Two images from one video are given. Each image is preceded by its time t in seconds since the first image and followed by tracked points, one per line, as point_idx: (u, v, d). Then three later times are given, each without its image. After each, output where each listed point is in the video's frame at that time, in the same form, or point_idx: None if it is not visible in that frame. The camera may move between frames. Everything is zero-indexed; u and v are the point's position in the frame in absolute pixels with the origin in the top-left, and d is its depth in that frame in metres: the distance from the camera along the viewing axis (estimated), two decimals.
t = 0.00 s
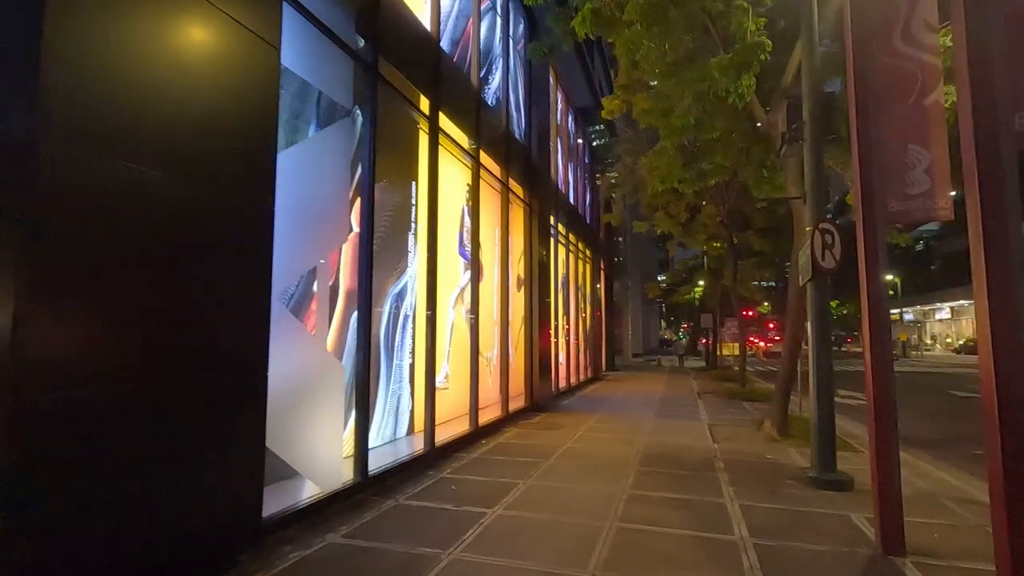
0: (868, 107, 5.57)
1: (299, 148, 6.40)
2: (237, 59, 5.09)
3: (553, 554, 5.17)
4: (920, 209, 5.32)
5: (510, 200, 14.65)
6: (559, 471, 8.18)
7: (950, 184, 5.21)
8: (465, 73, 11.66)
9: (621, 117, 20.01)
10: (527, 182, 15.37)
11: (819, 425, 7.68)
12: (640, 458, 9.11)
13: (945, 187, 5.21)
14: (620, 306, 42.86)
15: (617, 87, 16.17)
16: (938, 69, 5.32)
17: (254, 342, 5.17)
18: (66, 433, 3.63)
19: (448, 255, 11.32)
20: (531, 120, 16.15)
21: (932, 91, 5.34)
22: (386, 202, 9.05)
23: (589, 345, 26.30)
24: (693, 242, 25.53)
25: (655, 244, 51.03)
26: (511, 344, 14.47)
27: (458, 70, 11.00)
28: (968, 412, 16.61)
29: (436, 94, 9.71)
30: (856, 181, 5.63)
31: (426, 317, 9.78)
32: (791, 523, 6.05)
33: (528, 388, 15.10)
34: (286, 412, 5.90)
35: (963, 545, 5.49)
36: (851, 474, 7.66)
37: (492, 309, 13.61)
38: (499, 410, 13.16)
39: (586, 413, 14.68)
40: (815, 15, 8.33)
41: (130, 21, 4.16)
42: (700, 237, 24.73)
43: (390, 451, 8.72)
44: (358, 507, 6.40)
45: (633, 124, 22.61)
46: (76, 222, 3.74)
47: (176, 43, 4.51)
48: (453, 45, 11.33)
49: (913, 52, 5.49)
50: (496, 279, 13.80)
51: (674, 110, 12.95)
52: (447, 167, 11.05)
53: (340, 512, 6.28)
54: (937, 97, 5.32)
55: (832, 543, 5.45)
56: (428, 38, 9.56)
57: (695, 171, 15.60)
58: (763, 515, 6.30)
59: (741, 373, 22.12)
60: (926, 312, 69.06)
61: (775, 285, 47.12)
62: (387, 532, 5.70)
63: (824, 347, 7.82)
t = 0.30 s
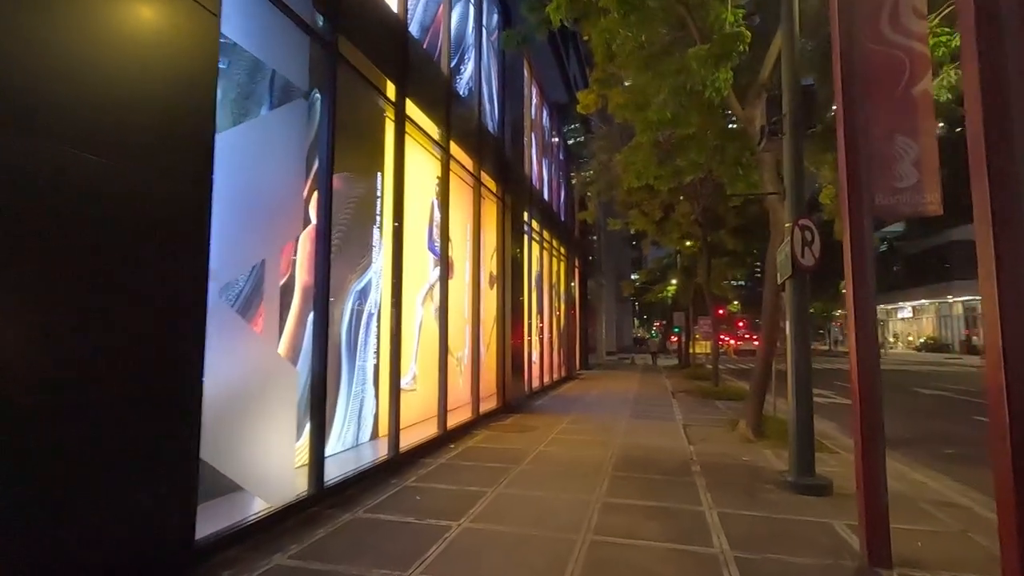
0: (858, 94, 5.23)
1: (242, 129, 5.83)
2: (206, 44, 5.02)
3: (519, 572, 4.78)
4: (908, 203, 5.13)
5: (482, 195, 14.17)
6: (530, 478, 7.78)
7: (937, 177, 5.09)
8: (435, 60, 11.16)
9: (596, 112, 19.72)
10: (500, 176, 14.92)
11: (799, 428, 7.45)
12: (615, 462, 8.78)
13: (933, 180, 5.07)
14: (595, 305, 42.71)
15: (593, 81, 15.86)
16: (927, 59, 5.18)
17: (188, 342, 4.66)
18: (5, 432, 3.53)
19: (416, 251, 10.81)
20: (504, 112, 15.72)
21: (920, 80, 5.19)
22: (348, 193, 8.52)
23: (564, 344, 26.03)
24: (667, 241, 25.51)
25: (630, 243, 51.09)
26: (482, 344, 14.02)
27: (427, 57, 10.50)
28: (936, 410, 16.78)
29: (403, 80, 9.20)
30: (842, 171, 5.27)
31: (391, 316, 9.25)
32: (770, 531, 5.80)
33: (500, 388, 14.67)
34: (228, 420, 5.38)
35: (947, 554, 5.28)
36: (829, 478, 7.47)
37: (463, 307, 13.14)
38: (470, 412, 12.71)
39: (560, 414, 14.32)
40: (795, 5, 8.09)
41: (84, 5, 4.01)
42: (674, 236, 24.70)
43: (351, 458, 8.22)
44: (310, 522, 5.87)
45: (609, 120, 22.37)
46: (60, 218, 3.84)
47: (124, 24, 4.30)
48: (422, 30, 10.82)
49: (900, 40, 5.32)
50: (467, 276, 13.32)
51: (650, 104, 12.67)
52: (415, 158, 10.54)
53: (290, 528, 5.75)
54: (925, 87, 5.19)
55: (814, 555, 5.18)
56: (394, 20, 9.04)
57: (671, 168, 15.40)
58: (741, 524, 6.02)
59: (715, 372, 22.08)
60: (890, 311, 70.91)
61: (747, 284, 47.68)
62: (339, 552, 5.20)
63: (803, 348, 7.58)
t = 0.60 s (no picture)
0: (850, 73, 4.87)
1: (178, 101, 5.25)
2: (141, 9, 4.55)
3: None
4: (902, 188, 4.78)
5: (456, 186, 13.67)
6: (502, 482, 7.34)
7: (933, 160, 4.73)
8: (406, 42, 10.60)
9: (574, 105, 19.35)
10: (475, 167, 14.43)
11: (781, 427, 7.15)
12: (592, 463, 8.39)
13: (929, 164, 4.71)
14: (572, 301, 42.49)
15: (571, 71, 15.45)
16: (921, 35, 4.84)
17: (101, 340, 4.08)
18: None
19: (385, 243, 10.29)
20: (480, 101, 15.22)
21: (915, 58, 4.83)
22: (308, 179, 7.96)
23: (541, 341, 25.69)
24: (645, 237, 25.36)
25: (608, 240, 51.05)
26: (456, 341, 13.53)
27: (397, 37, 9.94)
28: (910, 407, 16.88)
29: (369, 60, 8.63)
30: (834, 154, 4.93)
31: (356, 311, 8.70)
32: (754, 538, 5.47)
33: (474, 387, 14.20)
34: (165, 423, 4.91)
35: (939, 560, 5.00)
36: (812, 478, 7.20)
37: (436, 303, 12.64)
38: (441, 412, 12.23)
39: (535, 412, 13.93)
40: None
41: None
42: (652, 232, 24.56)
43: (311, 462, 7.71)
44: (258, 537, 5.33)
45: (587, 114, 22.03)
46: None
47: None
48: (392, 10, 10.25)
49: (895, 15, 4.98)
50: (440, 270, 12.82)
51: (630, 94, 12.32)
52: (383, 145, 9.99)
53: (235, 543, 5.20)
54: (920, 65, 4.83)
55: (803, 565, 4.84)
56: None
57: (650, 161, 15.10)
58: (725, 531, 5.66)
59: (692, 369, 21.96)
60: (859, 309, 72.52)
61: (722, 282, 48.07)
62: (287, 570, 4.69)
63: (786, 344, 7.28)
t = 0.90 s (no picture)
0: (854, 53, 4.50)
1: (109, 71, 4.68)
2: None
3: None
4: (904, 178, 4.47)
5: (431, 178, 13.14)
6: (477, 491, 6.90)
7: (938, 149, 4.42)
8: (379, 25, 10.03)
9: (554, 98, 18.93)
10: (451, 159, 13.92)
11: (770, 432, 6.85)
12: (572, 468, 8.03)
13: (934, 153, 4.40)
14: (551, 298, 42.21)
15: (552, 61, 15.04)
16: (926, 17, 4.55)
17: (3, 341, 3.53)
18: None
19: (356, 236, 9.74)
20: (457, 90, 14.69)
21: (919, 40, 4.54)
22: (270, 166, 7.40)
23: (519, 338, 25.30)
24: (625, 233, 25.15)
25: (587, 236, 50.94)
26: (431, 339, 13.03)
27: (368, 19, 9.38)
28: (887, 404, 16.93)
29: (336, 39, 8.08)
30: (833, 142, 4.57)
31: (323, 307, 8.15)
32: (746, 552, 5.14)
33: (450, 387, 13.71)
34: (88, 437, 4.36)
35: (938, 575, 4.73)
36: (801, 483, 6.92)
37: (410, 299, 12.13)
38: (415, 413, 11.74)
39: (514, 413, 13.52)
40: None
41: None
42: (632, 228, 24.35)
43: (272, 470, 7.17)
44: (203, 560, 4.79)
45: (568, 107, 21.65)
46: None
47: None
48: None
49: None
50: (415, 266, 12.30)
51: (612, 85, 11.92)
52: (354, 132, 9.45)
53: (179, 568, 4.66)
54: (925, 47, 4.54)
55: None
56: None
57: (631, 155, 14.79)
58: (714, 545, 5.31)
59: (671, 366, 21.81)
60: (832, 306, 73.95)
61: (700, 279, 48.38)
62: None
63: (774, 344, 6.98)
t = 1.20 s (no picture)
0: (864, 25, 4.16)
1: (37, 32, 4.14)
2: None
3: None
4: (916, 159, 4.14)
5: (409, 168, 12.62)
6: (455, 498, 6.46)
7: (952, 129, 4.11)
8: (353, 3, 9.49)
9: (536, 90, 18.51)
10: (430, 149, 13.41)
11: (763, 432, 6.54)
12: (556, 471, 7.63)
13: (948, 132, 4.09)
14: (533, 296, 41.86)
15: (534, 51, 14.61)
16: None
17: None
18: None
19: (327, 227, 9.19)
20: (437, 78, 14.19)
21: (933, 12, 4.23)
22: (230, 148, 6.83)
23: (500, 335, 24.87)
24: (607, 230, 24.90)
25: (568, 233, 50.73)
26: (408, 336, 12.53)
27: None
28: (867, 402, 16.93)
29: (304, 14, 7.53)
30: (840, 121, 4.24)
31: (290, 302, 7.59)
32: (743, 562, 4.81)
33: (428, 385, 13.21)
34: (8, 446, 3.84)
35: None
36: (794, 485, 6.63)
37: (385, 295, 11.62)
38: (391, 413, 11.24)
39: (494, 412, 13.10)
40: None
41: None
42: (614, 225, 24.11)
43: (232, 478, 6.63)
44: None
45: (550, 101, 21.28)
46: None
47: None
48: None
49: None
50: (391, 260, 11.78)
51: (596, 73, 11.55)
52: (324, 116, 8.88)
53: None
54: (938, 19, 4.22)
55: None
56: None
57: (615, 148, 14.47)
58: (709, 554, 4.97)
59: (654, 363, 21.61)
60: (808, 304, 75.03)
61: (680, 277, 48.54)
62: None
63: (767, 339, 6.64)
